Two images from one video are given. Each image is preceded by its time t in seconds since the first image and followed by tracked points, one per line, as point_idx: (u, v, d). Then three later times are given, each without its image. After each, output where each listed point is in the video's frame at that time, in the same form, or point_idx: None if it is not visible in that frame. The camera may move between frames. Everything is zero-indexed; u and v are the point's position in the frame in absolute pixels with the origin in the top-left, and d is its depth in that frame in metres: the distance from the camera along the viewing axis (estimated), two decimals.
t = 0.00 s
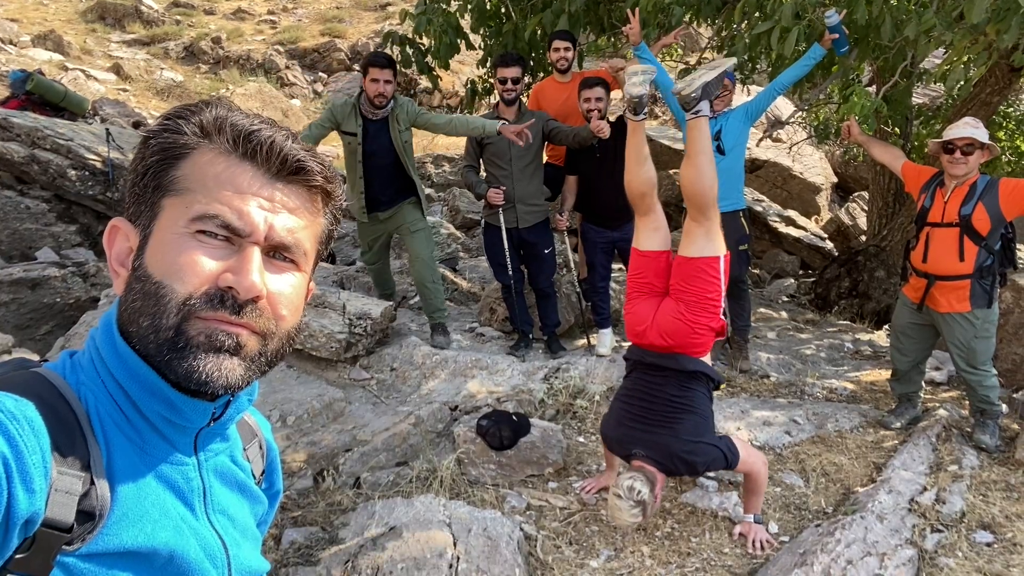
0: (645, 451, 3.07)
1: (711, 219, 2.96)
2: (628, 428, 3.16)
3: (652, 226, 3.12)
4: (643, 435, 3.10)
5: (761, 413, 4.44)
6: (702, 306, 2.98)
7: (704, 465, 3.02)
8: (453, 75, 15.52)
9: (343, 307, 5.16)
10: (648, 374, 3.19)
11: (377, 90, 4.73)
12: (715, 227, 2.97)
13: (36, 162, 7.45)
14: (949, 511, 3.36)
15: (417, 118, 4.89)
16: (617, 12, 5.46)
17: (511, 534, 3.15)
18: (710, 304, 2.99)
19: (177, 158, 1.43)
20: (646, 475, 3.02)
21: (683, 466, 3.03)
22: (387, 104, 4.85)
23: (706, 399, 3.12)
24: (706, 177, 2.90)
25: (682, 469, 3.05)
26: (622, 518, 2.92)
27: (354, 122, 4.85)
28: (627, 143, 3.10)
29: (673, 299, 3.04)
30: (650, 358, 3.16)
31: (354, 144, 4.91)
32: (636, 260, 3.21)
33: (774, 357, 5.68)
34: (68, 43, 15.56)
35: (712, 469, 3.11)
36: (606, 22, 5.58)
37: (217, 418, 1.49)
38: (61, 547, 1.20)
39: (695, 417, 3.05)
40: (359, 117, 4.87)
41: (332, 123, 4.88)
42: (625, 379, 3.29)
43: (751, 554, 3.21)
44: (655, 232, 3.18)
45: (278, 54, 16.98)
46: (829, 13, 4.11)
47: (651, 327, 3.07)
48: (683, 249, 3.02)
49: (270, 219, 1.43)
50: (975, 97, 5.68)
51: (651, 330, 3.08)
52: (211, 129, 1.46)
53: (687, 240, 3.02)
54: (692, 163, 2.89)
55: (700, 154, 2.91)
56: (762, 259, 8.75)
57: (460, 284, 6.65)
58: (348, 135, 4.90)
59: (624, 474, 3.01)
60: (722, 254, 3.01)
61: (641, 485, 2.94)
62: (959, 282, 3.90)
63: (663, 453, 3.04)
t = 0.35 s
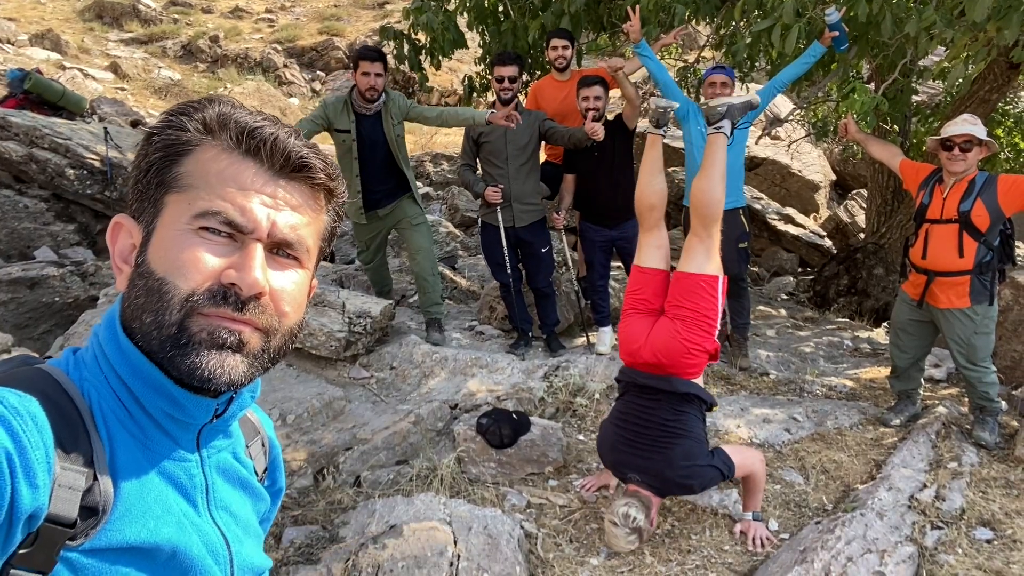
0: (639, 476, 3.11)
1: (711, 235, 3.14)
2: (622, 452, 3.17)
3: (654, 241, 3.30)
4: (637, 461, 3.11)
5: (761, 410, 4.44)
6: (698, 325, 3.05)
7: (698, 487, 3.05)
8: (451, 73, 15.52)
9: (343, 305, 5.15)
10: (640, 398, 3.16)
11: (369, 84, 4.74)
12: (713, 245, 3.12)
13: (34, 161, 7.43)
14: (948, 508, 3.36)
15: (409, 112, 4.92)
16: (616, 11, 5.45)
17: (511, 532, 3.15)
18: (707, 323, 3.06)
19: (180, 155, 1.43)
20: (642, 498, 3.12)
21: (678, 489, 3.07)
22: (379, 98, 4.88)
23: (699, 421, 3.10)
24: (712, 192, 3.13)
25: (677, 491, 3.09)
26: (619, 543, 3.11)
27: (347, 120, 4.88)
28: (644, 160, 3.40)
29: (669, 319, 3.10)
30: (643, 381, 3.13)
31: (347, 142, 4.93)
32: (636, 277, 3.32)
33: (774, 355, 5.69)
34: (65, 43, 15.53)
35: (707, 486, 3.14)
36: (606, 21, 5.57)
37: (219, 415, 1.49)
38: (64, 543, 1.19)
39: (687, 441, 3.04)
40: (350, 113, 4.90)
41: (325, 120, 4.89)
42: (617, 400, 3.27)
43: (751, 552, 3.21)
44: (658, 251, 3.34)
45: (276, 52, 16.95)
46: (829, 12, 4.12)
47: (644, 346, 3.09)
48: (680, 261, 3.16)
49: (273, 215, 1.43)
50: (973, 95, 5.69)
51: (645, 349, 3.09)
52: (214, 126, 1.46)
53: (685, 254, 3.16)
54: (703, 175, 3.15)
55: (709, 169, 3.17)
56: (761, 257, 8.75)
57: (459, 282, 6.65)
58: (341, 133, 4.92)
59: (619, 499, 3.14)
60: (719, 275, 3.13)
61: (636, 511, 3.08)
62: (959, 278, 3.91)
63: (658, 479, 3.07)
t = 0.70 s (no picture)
0: (640, 467, 3.08)
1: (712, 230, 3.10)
2: (623, 443, 3.15)
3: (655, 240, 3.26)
4: (637, 450, 3.10)
5: (760, 410, 4.44)
6: (700, 318, 3.04)
7: (698, 479, 3.02)
8: (448, 73, 15.51)
9: (341, 305, 5.14)
10: (643, 388, 3.16)
11: (401, 79, 4.55)
12: (716, 238, 3.10)
13: (31, 161, 7.41)
14: (947, 508, 3.37)
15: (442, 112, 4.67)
16: (615, 10, 5.45)
17: (510, 533, 3.15)
18: (709, 315, 3.05)
19: (174, 157, 1.42)
20: (641, 490, 3.07)
21: (678, 481, 3.04)
22: (413, 94, 4.67)
23: (701, 413, 3.10)
24: (709, 186, 3.09)
25: (677, 484, 3.06)
26: (618, 535, 3.02)
27: (376, 109, 4.65)
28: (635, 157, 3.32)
29: (672, 311, 3.09)
30: (646, 372, 3.14)
31: (368, 132, 4.71)
32: (636, 272, 3.31)
33: (772, 354, 5.69)
34: (62, 42, 15.49)
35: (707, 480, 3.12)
36: (604, 20, 5.56)
37: (216, 418, 1.48)
38: (61, 547, 1.19)
39: (688, 432, 3.04)
40: (381, 104, 4.67)
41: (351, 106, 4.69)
42: (619, 392, 3.27)
43: (750, 552, 3.21)
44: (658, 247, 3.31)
45: (274, 51, 16.93)
46: (827, 10, 4.11)
47: (648, 338, 3.09)
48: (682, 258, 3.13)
49: (268, 217, 1.42)
50: (971, 94, 5.70)
51: (648, 341, 3.09)
52: (209, 127, 1.45)
53: (689, 250, 3.14)
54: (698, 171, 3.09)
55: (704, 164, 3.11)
56: (759, 256, 8.76)
57: (458, 282, 6.64)
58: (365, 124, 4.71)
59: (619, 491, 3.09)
60: (721, 268, 3.11)
61: (636, 502, 3.03)
62: (956, 278, 3.91)
63: (658, 470, 3.05)
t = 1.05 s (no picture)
0: (640, 442, 3.03)
1: (705, 201, 3.05)
2: (623, 418, 3.13)
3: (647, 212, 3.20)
4: (637, 425, 3.07)
5: (754, 411, 4.44)
6: (696, 293, 3.02)
7: (699, 455, 2.99)
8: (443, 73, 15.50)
9: (335, 307, 5.11)
10: (643, 363, 3.17)
11: (423, 85, 4.49)
12: (708, 211, 3.05)
13: (23, 161, 7.37)
14: (941, 509, 3.38)
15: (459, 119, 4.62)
16: (609, 11, 5.44)
17: (505, 535, 3.14)
18: (703, 289, 3.04)
19: (165, 160, 1.41)
20: (642, 465, 2.99)
21: (678, 457, 3.00)
22: (433, 100, 4.61)
23: (700, 389, 3.12)
24: (700, 157, 3.02)
25: (677, 459, 3.01)
26: (619, 510, 2.92)
27: (392, 109, 4.60)
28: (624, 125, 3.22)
29: (666, 287, 3.08)
30: (645, 346, 3.17)
31: (383, 130, 4.64)
32: (630, 246, 3.26)
33: (767, 355, 5.70)
34: (54, 42, 15.41)
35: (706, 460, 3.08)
36: (599, 21, 5.56)
37: (206, 421, 1.48)
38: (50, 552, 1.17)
39: (690, 407, 3.05)
40: (400, 105, 4.62)
41: (369, 101, 4.63)
42: (619, 370, 3.29)
43: (745, 554, 3.21)
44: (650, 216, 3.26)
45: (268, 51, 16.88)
46: (822, 12, 4.08)
47: (644, 313, 3.11)
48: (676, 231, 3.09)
49: (260, 220, 1.41)
50: (963, 96, 5.72)
51: (644, 317, 3.11)
52: (199, 130, 1.44)
53: (680, 223, 3.08)
54: (690, 142, 3.02)
55: (696, 134, 3.04)
56: (753, 257, 8.78)
57: (452, 283, 6.63)
58: (380, 120, 4.64)
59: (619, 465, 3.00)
60: (714, 240, 3.08)
61: (637, 477, 2.93)
62: (948, 279, 3.92)
63: (659, 443, 3.00)
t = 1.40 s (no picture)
0: (637, 416, 2.98)
1: (689, 180, 2.99)
2: (619, 393, 3.10)
3: (632, 193, 3.13)
4: (634, 400, 3.04)
5: (745, 414, 4.45)
6: (689, 271, 3.03)
7: (695, 430, 2.98)
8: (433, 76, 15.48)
9: (326, 311, 5.08)
10: (640, 339, 3.18)
11: (412, 89, 4.48)
12: (694, 189, 2.98)
13: (9, 163, 7.29)
14: (931, 512, 3.39)
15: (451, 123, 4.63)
16: (600, 14, 5.44)
17: (497, 540, 3.13)
18: (696, 267, 3.04)
19: (147, 166, 1.38)
20: (639, 439, 2.93)
21: (674, 432, 2.98)
22: (423, 105, 4.60)
23: (697, 365, 3.14)
24: (684, 138, 2.89)
25: (673, 435, 2.99)
26: (616, 484, 2.89)
27: (382, 117, 4.58)
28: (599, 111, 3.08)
29: (658, 266, 3.08)
30: (642, 323, 3.18)
31: (374, 140, 4.61)
32: (618, 228, 3.20)
33: (757, 358, 5.71)
34: (41, 42, 15.28)
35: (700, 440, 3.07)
36: (589, 24, 5.55)
37: (193, 427, 1.45)
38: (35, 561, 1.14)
39: (689, 382, 3.06)
40: (389, 113, 4.59)
41: (359, 111, 4.60)
42: (613, 349, 3.28)
43: (737, 558, 3.21)
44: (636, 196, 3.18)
45: (257, 53, 16.80)
46: (811, 17, 4.09)
47: (639, 294, 3.13)
48: (664, 213, 3.04)
49: (243, 224, 1.40)
50: (951, 99, 5.76)
51: (639, 297, 3.14)
52: (181, 136, 1.42)
53: (666, 204, 3.02)
54: (669, 126, 2.88)
55: (676, 116, 2.90)
56: (743, 259, 8.80)
57: (443, 286, 6.61)
58: (371, 130, 4.60)
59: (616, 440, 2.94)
60: (703, 216, 3.04)
61: (634, 450, 2.89)
62: (938, 283, 3.94)
63: (656, 417, 2.97)
